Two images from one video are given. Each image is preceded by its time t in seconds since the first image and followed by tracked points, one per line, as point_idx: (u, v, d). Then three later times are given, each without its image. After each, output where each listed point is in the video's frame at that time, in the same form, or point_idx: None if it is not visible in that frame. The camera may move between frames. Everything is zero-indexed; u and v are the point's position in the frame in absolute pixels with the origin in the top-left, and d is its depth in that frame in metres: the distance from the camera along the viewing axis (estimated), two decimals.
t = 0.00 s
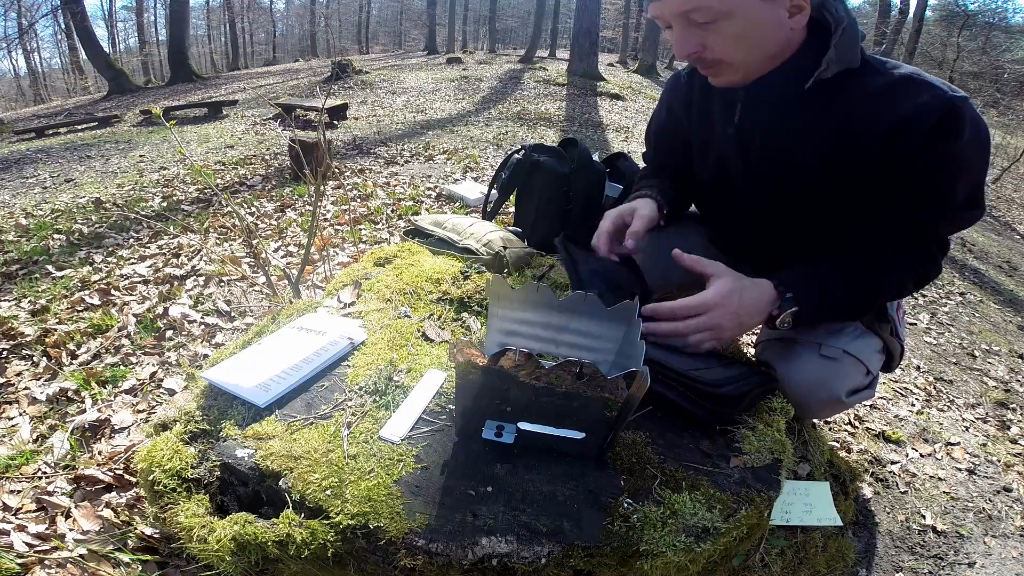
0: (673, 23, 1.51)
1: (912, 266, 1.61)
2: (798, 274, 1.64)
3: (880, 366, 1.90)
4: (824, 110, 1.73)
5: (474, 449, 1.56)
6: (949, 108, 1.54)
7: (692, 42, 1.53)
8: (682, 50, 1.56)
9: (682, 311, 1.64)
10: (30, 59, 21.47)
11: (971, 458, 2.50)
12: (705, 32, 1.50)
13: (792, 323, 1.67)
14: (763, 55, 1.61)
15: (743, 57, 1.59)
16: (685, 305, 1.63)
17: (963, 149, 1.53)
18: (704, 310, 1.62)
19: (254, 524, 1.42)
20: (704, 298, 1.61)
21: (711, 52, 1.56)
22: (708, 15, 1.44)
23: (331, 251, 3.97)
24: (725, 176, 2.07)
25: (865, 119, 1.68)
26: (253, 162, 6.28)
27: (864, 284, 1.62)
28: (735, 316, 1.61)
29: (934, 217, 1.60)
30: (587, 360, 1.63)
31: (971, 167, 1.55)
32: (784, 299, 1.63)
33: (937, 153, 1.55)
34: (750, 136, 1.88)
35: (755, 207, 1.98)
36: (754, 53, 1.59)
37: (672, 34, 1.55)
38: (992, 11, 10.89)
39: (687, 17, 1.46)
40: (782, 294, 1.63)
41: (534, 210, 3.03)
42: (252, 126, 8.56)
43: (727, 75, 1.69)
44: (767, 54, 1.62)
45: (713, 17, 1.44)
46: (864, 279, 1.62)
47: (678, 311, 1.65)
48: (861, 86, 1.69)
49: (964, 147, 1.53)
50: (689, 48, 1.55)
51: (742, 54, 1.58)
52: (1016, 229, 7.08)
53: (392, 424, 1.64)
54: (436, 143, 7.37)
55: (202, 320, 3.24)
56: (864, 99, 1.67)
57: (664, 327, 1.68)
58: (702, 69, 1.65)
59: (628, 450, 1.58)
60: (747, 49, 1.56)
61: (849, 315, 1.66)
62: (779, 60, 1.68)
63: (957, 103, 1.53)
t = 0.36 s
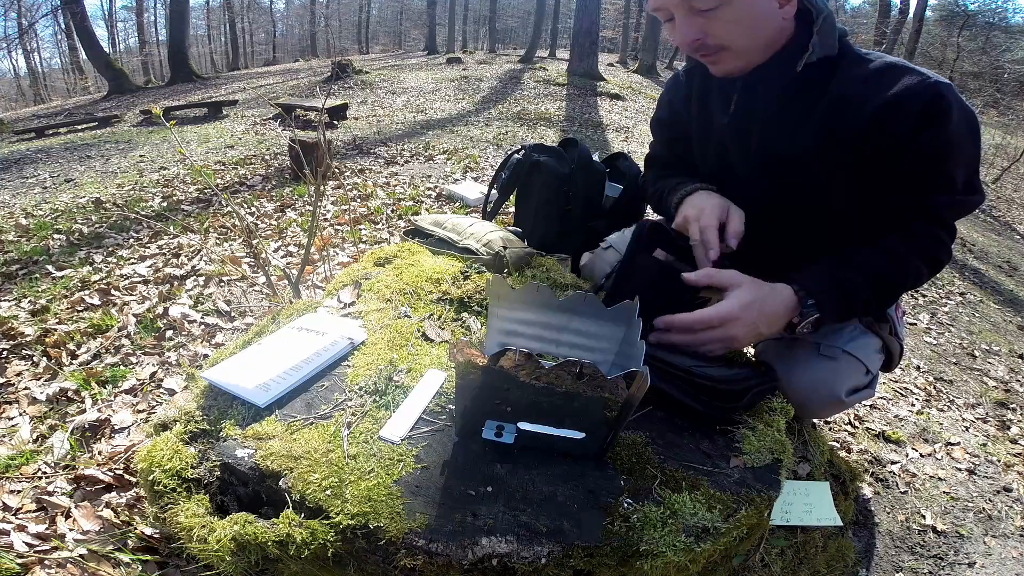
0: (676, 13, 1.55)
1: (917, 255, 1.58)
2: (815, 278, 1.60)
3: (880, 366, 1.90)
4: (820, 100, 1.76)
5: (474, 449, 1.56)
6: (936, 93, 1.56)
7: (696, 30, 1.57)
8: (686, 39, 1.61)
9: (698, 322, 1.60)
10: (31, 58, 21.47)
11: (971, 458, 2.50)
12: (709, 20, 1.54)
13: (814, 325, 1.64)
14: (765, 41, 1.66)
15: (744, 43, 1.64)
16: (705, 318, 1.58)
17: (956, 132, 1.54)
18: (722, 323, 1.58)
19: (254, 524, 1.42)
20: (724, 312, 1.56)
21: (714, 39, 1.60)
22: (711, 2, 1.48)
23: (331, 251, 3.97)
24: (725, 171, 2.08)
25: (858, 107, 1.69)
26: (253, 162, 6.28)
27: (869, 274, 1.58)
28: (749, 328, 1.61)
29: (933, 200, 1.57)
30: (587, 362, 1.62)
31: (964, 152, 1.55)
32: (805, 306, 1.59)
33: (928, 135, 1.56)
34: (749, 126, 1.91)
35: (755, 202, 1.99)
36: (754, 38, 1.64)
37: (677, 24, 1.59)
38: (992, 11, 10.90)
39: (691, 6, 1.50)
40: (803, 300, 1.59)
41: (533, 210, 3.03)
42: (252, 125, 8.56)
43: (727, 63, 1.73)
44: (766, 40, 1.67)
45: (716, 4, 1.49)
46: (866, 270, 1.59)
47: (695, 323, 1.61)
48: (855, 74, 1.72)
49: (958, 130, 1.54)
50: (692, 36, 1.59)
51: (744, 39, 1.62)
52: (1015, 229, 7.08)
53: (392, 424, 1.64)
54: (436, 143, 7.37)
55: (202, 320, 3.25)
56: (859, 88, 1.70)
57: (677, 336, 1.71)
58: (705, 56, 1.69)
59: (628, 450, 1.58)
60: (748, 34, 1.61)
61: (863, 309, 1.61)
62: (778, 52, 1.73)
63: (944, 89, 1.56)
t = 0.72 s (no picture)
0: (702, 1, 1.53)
1: (912, 261, 1.61)
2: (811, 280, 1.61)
3: (880, 365, 1.90)
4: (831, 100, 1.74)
5: (474, 448, 1.56)
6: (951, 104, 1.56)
7: (717, 22, 1.56)
8: (705, 29, 1.59)
9: (685, 323, 1.61)
10: (31, 58, 21.48)
11: (971, 458, 2.50)
12: (732, 14, 1.53)
13: (799, 332, 1.63)
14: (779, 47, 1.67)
15: (762, 43, 1.62)
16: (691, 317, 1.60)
17: (963, 143, 1.55)
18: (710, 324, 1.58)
19: (254, 524, 1.42)
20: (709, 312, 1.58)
21: (734, 32, 1.58)
22: None
23: (331, 251, 3.97)
24: (727, 168, 2.06)
25: (870, 112, 1.68)
26: (253, 162, 6.28)
27: (868, 279, 1.61)
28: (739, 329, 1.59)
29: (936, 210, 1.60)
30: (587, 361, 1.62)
31: (968, 163, 1.57)
32: (791, 310, 1.59)
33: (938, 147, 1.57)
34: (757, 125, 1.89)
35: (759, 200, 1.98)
36: (773, 40, 1.62)
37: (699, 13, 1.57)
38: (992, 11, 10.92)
39: None
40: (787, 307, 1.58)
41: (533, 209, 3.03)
42: (252, 126, 8.57)
43: (741, 60, 1.72)
44: (786, 43, 1.65)
45: None
46: (864, 275, 1.61)
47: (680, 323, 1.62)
48: (868, 76, 1.70)
49: (965, 141, 1.55)
50: (712, 27, 1.58)
51: (762, 40, 1.61)
52: (1015, 228, 7.09)
53: (392, 424, 1.64)
54: (436, 143, 7.37)
55: (202, 320, 3.25)
56: (871, 90, 1.68)
57: (670, 339, 1.64)
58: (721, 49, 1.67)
59: (628, 450, 1.58)
60: (768, 35, 1.59)
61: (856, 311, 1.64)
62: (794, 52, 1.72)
63: (959, 99, 1.56)
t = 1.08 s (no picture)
0: None
1: (912, 267, 1.62)
2: (813, 277, 1.62)
3: (880, 366, 1.90)
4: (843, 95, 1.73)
5: (474, 448, 1.56)
6: (964, 111, 1.57)
7: (726, 19, 1.59)
8: (714, 26, 1.62)
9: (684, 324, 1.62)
10: (31, 58, 21.48)
11: (971, 458, 2.50)
12: (742, 11, 1.55)
13: (798, 332, 1.65)
14: (790, 54, 1.69)
15: (773, 43, 1.63)
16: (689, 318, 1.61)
17: (973, 151, 1.56)
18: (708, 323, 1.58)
19: (254, 524, 1.42)
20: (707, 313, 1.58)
21: (743, 31, 1.60)
22: None
23: (331, 251, 3.97)
24: (733, 166, 2.06)
25: (883, 115, 1.68)
26: (253, 162, 6.28)
27: (868, 282, 1.61)
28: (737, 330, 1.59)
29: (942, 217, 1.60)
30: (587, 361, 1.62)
31: (975, 172, 1.58)
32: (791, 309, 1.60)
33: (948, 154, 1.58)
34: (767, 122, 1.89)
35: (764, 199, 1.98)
36: (785, 41, 1.63)
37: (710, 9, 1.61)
38: (992, 11, 10.92)
39: None
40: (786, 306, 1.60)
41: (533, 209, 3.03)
42: (252, 125, 8.57)
43: (752, 61, 1.73)
44: (798, 46, 1.66)
45: None
46: (864, 278, 1.61)
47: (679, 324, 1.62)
48: (883, 79, 1.69)
49: (976, 148, 1.56)
50: (721, 24, 1.61)
51: (772, 40, 1.62)
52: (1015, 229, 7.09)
53: (392, 424, 1.64)
54: (436, 143, 7.37)
55: (202, 320, 3.25)
56: (884, 91, 1.68)
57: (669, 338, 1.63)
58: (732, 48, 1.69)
59: (628, 450, 1.58)
60: (779, 35, 1.61)
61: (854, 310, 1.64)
62: (805, 57, 1.72)
63: (973, 108, 1.57)
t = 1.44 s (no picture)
0: None
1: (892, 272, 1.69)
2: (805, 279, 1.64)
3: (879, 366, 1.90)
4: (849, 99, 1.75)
5: (474, 448, 1.55)
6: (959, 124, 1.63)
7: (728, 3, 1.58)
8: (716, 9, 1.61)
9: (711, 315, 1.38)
10: (31, 58, 21.49)
11: (971, 458, 2.50)
12: None
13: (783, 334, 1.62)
14: (789, 50, 1.66)
15: (775, 36, 1.61)
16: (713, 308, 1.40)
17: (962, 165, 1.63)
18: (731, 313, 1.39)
19: (254, 524, 1.42)
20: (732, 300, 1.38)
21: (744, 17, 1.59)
22: None
23: (331, 251, 3.97)
24: (728, 167, 2.06)
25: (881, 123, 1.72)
26: (253, 162, 6.28)
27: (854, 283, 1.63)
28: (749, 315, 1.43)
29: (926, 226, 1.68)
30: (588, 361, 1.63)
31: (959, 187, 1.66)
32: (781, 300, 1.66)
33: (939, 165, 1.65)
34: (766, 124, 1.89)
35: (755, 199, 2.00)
36: (787, 36, 1.61)
37: None
38: (992, 11, 10.92)
39: None
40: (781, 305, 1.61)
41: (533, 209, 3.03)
42: (252, 125, 8.57)
43: (753, 54, 1.71)
44: (802, 45, 1.64)
45: None
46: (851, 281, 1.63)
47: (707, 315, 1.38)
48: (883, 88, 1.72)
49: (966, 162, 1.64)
50: (723, 9, 1.60)
51: (775, 31, 1.59)
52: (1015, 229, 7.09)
53: (392, 424, 1.64)
54: (436, 143, 7.37)
55: (202, 320, 3.25)
56: (884, 100, 1.71)
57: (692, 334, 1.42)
58: (735, 38, 1.67)
59: (628, 450, 1.58)
60: (782, 27, 1.58)
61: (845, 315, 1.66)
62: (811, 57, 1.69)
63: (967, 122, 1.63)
